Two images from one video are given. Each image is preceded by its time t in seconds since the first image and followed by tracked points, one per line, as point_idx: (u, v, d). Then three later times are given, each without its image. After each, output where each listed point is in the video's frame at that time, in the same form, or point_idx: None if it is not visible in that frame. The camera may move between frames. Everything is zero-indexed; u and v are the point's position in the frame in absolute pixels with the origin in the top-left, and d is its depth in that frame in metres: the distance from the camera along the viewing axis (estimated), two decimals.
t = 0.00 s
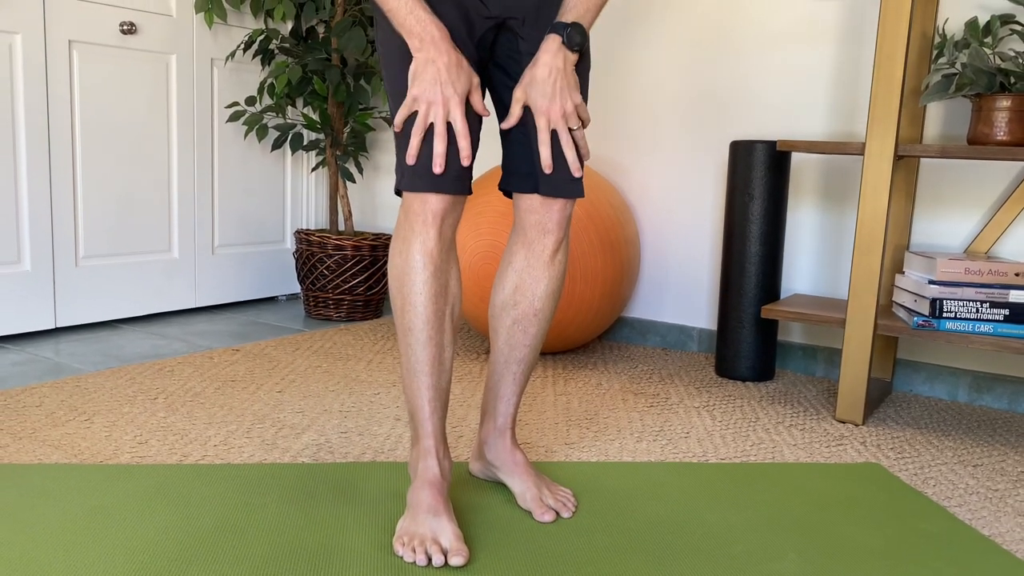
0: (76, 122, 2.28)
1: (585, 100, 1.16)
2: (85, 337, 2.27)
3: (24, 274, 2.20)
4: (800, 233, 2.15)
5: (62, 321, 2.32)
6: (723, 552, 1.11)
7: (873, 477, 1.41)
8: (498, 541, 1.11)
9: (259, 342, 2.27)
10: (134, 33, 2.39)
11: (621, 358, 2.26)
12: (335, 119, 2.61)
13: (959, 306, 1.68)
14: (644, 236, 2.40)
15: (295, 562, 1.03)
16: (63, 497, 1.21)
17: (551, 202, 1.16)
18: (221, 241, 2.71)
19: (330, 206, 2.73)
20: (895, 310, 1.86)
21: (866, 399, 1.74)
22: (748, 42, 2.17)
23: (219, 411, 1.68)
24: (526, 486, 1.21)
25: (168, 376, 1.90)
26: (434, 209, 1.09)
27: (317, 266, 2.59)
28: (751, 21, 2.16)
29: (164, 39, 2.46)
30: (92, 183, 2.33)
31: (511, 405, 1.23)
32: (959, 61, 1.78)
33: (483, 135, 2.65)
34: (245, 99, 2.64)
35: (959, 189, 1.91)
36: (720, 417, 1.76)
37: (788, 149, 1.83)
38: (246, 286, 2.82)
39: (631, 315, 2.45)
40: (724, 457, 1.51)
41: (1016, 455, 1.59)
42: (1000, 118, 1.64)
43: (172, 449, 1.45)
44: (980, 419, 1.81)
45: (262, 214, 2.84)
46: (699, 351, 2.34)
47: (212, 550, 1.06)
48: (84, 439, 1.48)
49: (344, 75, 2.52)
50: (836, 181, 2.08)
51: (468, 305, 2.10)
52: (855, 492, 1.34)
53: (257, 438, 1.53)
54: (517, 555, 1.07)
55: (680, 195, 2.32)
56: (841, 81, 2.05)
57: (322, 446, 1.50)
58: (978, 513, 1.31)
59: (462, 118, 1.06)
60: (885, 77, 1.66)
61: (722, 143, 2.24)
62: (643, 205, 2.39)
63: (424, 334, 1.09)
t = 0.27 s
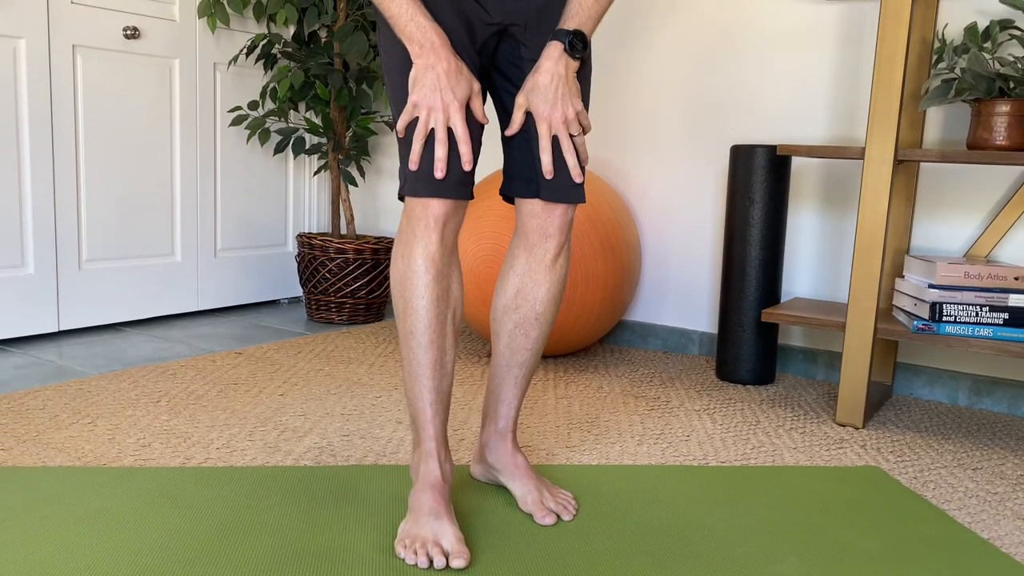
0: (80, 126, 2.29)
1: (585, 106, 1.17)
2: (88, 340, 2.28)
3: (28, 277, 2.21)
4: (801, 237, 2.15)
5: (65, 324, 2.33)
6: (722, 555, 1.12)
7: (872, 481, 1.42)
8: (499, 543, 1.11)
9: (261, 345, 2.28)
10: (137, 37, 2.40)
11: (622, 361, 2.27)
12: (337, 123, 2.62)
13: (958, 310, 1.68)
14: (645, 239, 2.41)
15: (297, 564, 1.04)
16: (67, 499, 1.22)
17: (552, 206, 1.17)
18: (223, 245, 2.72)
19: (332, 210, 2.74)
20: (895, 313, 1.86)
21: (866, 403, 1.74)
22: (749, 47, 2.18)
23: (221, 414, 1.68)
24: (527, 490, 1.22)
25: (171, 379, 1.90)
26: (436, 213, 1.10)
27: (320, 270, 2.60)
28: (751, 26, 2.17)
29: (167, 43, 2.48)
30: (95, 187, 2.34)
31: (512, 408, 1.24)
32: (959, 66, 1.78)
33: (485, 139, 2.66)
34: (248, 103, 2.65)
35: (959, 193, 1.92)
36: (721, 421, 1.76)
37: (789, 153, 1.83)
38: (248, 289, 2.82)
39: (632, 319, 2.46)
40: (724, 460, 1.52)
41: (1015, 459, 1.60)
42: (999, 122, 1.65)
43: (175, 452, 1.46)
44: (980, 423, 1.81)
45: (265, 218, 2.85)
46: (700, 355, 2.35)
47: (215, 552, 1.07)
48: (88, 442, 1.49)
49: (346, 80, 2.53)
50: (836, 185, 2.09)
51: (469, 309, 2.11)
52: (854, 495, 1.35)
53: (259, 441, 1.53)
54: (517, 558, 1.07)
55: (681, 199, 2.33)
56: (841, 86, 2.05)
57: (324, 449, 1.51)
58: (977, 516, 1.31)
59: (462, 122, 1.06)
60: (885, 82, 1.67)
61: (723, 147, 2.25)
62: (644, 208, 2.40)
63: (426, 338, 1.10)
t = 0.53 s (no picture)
0: (82, 129, 2.30)
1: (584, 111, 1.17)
2: (90, 342, 2.29)
3: (30, 280, 2.22)
4: (801, 240, 2.16)
5: (67, 326, 2.33)
6: (721, 557, 1.12)
7: (871, 483, 1.42)
8: (498, 545, 1.12)
9: (262, 347, 2.28)
10: (139, 41, 2.41)
11: (622, 364, 2.27)
12: (338, 126, 2.62)
13: (957, 312, 1.69)
14: (645, 242, 2.41)
15: (298, 566, 1.04)
16: (69, 501, 1.23)
17: (551, 210, 1.18)
18: (225, 247, 2.73)
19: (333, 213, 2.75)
20: (894, 316, 1.87)
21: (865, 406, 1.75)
22: (748, 51, 2.18)
23: (222, 416, 1.69)
24: (527, 492, 1.22)
25: (173, 382, 1.91)
26: (436, 217, 1.10)
27: (321, 272, 2.60)
28: (750, 30, 2.17)
29: (169, 46, 2.49)
30: (97, 190, 2.35)
31: (512, 411, 1.24)
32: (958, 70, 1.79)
33: (485, 142, 2.66)
34: (249, 106, 2.66)
35: (958, 196, 1.92)
36: (720, 423, 1.77)
37: (788, 156, 1.84)
38: (249, 292, 2.83)
39: (632, 321, 2.46)
40: (724, 462, 1.52)
41: (1014, 461, 1.60)
42: (998, 126, 1.65)
43: (176, 454, 1.47)
44: (979, 426, 1.81)
45: (266, 221, 2.86)
46: (700, 358, 2.35)
47: (217, 554, 1.07)
48: (90, 444, 1.49)
49: (347, 83, 2.53)
50: (836, 189, 2.09)
51: (470, 311, 2.11)
52: (853, 498, 1.35)
53: (260, 443, 1.54)
54: (517, 560, 1.08)
55: (681, 202, 2.33)
56: (841, 89, 2.06)
57: (325, 451, 1.51)
58: (975, 519, 1.32)
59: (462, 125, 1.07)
60: (884, 86, 1.67)
61: (723, 150, 2.25)
62: (644, 212, 2.40)
63: (426, 341, 1.11)
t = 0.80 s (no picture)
0: (84, 132, 2.31)
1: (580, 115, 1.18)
2: (92, 344, 2.30)
3: (33, 282, 2.23)
4: (801, 243, 2.16)
5: (69, 328, 2.34)
6: (720, 558, 1.13)
7: (870, 486, 1.42)
8: (499, 547, 1.12)
9: (263, 349, 2.29)
10: (141, 44, 2.42)
11: (622, 366, 2.28)
12: (340, 129, 2.63)
13: (956, 315, 1.70)
14: (645, 245, 2.42)
15: (299, 568, 1.05)
16: (72, 502, 1.23)
17: (548, 213, 1.18)
18: (227, 250, 2.74)
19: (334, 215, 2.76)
20: (893, 319, 1.87)
21: (864, 408, 1.75)
22: (748, 54, 2.19)
23: (224, 418, 1.70)
24: (527, 494, 1.23)
25: (175, 384, 1.92)
26: (435, 220, 1.11)
27: (322, 275, 2.61)
28: (750, 33, 2.18)
29: (171, 50, 2.50)
30: (99, 192, 2.36)
31: (511, 413, 1.25)
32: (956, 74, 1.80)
33: (486, 145, 2.67)
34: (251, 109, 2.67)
35: (957, 200, 1.93)
36: (720, 425, 1.77)
37: (788, 160, 1.85)
38: (250, 294, 2.84)
39: (632, 324, 2.47)
40: (723, 464, 1.53)
41: (1013, 464, 1.60)
42: (997, 129, 1.66)
43: (178, 456, 1.47)
44: (978, 428, 1.82)
45: (268, 223, 2.87)
46: (699, 360, 2.36)
47: (219, 555, 1.08)
48: (92, 446, 1.50)
49: (348, 86, 2.54)
50: (835, 192, 2.10)
51: (469, 313, 2.12)
52: (852, 500, 1.36)
53: (262, 445, 1.55)
54: (517, 561, 1.08)
55: (681, 204, 2.34)
56: (840, 92, 2.07)
57: (326, 453, 1.52)
58: (973, 521, 1.32)
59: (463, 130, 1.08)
60: (882, 90, 1.68)
61: (722, 153, 2.26)
62: (644, 214, 2.41)
63: (426, 343, 1.11)
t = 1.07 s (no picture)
0: (86, 135, 2.32)
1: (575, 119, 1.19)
2: (93, 346, 2.30)
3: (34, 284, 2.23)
4: (799, 246, 2.17)
5: (70, 330, 2.35)
6: (717, 560, 1.14)
7: (868, 488, 1.43)
8: (497, 548, 1.13)
9: (264, 352, 2.30)
10: (143, 48, 2.43)
11: (621, 368, 2.29)
12: (341, 132, 2.64)
13: (953, 318, 1.70)
14: (644, 247, 2.43)
15: (299, 569, 1.06)
16: (73, 504, 1.24)
17: (545, 216, 1.19)
18: (228, 252, 2.75)
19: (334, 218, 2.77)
20: (891, 322, 1.88)
21: (862, 410, 1.76)
22: (746, 58, 2.20)
23: (224, 420, 1.70)
24: (526, 495, 1.24)
25: (175, 386, 1.92)
26: (434, 223, 1.12)
27: (322, 277, 2.62)
28: (748, 37, 2.19)
29: (172, 53, 2.51)
30: (100, 195, 2.37)
31: (510, 415, 1.25)
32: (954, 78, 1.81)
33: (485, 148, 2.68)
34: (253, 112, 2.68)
35: (955, 203, 1.94)
36: (719, 428, 1.78)
37: (786, 163, 1.85)
38: (251, 296, 2.85)
39: (632, 326, 2.48)
40: (721, 466, 1.54)
41: (1010, 466, 1.61)
42: (994, 133, 1.67)
43: (179, 457, 1.48)
44: (976, 431, 1.83)
45: (268, 225, 2.88)
46: (698, 362, 2.37)
47: (219, 556, 1.09)
48: (93, 447, 1.51)
49: (348, 90, 2.56)
50: (833, 195, 2.11)
51: (468, 315, 2.13)
52: (849, 502, 1.36)
53: (262, 447, 1.55)
54: (516, 562, 1.09)
55: (680, 207, 2.35)
56: (838, 96, 2.08)
57: (326, 455, 1.52)
58: (970, 523, 1.33)
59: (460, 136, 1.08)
60: (880, 94, 1.69)
61: (721, 156, 2.27)
62: (643, 217, 2.42)
63: (425, 345, 1.12)
